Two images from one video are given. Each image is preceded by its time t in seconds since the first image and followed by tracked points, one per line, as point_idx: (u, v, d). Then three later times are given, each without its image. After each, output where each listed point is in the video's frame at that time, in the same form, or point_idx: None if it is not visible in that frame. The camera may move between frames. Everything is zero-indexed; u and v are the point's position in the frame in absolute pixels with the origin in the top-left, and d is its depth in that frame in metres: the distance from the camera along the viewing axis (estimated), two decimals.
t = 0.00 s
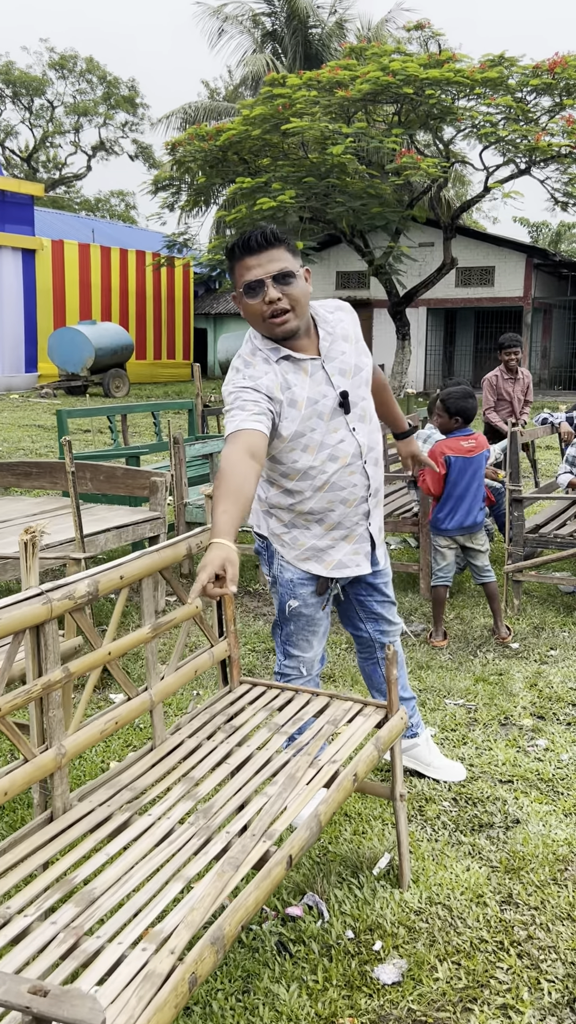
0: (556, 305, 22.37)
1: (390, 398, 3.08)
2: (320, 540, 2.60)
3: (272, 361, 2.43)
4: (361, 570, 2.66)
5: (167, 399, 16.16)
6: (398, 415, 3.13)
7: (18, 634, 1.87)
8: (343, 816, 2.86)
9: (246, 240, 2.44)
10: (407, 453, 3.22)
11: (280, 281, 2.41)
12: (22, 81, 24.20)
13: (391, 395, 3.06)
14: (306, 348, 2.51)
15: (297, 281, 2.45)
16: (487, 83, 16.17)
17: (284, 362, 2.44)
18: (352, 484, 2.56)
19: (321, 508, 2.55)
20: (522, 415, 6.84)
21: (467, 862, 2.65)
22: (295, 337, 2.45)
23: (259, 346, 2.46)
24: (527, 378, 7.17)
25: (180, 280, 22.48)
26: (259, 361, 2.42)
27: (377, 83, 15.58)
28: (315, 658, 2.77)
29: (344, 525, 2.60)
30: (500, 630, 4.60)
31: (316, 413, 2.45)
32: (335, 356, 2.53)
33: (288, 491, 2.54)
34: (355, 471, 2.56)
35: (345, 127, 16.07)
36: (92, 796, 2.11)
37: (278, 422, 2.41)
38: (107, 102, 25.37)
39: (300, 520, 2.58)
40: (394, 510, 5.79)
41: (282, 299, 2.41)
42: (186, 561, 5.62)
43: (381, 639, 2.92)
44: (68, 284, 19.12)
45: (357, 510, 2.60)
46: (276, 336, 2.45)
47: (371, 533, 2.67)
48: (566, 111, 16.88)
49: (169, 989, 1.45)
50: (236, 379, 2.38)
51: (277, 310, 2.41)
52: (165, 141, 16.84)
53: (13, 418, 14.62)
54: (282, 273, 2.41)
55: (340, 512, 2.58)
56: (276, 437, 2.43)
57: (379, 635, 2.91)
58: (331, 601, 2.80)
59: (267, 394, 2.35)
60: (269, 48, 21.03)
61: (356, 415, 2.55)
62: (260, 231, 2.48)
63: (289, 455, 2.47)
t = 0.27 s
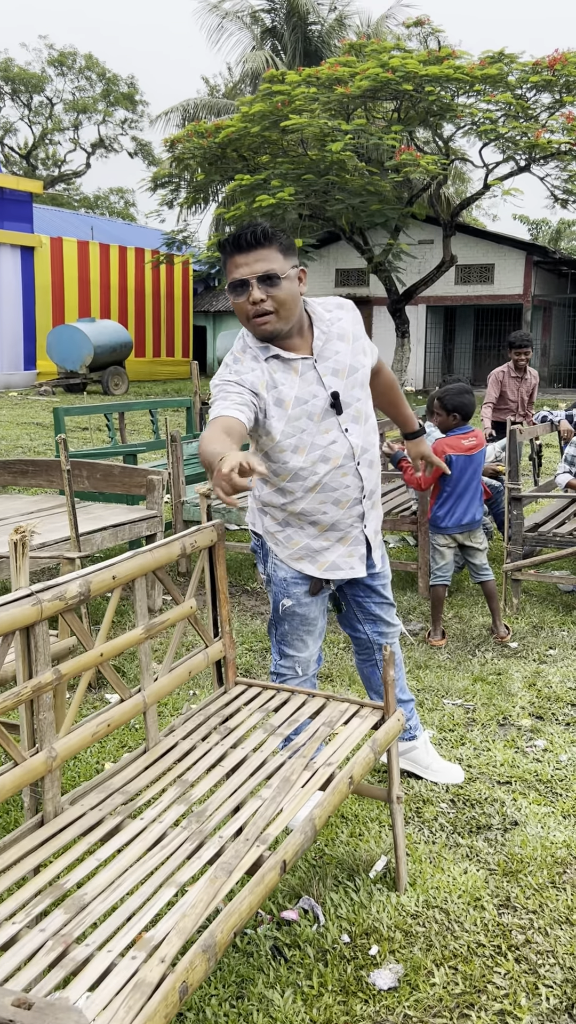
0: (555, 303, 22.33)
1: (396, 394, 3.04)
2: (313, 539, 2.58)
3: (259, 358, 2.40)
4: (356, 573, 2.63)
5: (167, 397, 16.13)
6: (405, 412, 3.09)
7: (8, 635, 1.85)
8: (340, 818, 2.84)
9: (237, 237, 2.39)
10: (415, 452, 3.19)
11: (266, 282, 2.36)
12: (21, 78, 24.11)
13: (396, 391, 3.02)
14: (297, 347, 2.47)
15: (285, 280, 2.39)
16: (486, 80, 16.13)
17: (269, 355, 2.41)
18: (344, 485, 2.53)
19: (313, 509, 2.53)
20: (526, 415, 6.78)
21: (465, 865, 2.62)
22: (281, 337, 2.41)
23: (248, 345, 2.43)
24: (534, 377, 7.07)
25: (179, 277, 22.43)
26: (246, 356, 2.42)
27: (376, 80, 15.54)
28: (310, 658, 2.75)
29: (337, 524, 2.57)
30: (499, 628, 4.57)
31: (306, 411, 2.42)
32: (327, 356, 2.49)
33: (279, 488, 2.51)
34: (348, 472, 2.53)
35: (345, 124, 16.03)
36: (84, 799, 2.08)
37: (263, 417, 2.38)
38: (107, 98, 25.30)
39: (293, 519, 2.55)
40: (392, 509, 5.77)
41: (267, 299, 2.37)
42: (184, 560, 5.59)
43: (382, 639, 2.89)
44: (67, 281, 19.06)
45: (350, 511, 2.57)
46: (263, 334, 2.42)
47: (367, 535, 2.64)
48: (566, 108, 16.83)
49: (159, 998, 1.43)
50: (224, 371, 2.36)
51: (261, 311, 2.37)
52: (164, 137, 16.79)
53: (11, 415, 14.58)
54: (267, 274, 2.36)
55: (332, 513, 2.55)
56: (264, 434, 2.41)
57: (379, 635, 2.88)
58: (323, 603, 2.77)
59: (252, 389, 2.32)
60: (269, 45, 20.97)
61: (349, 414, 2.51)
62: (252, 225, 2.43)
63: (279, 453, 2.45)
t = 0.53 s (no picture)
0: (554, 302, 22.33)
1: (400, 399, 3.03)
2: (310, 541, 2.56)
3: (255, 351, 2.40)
4: (353, 575, 2.61)
5: (165, 396, 16.15)
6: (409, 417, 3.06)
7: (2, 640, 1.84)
8: (337, 821, 2.84)
9: (237, 237, 2.39)
10: (422, 460, 3.16)
11: (263, 283, 2.35)
12: (20, 76, 24.05)
13: (399, 396, 3.00)
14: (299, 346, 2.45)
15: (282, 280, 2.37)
16: (485, 79, 16.11)
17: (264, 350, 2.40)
18: (342, 487, 2.52)
19: (310, 511, 2.52)
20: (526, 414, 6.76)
21: (461, 868, 2.62)
22: (279, 338, 2.40)
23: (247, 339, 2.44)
24: (533, 378, 7.05)
25: (177, 276, 22.40)
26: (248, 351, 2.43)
27: (374, 79, 15.52)
28: (308, 660, 2.73)
29: (334, 526, 2.56)
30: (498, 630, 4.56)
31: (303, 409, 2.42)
32: (327, 358, 2.48)
33: (276, 486, 2.51)
34: (347, 474, 2.52)
35: (343, 123, 16.02)
36: (79, 803, 2.08)
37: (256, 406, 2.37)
38: (105, 97, 25.25)
39: (290, 521, 2.54)
40: (389, 509, 5.77)
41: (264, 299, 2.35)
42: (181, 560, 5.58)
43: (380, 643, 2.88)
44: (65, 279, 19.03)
45: (347, 513, 2.56)
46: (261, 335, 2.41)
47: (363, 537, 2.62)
48: (564, 107, 16.83)
49: (152, 1007, 1.43)
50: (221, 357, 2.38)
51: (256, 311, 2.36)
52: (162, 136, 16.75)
53: (9, 414, 14.55)
54: (264, 276, 2.35)
55: (328, 513, 2.54)
56: (261, 425, 2.40)
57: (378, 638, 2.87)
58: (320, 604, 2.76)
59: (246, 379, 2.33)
60: (267, 43, 20.93)
61: (347, 416, 2.51)
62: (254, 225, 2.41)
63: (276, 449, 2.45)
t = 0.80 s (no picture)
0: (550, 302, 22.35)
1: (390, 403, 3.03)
2: (307, 538, 2.55)
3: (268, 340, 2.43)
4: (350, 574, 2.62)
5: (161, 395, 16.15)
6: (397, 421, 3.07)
7: None
8: (332, 820, 2.85)
9: (260, 224, 2.45)
10: (408, 470, 3.19)
11: (287, 265, 2.41)
12: (16, 75, 24.01)
13: (388, 401, 3.01)
14: (307, 337, 2.49)
15: (305, 268, 2.45)
16: (482, 78, 16.13)
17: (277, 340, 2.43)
18: (343, 483, 2.53)
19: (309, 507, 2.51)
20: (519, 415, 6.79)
21: (455, 866, 2.62)
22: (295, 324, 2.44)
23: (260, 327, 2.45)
24: (524, 379, 7.06)
25: (174, 275, 22.40)
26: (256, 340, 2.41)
27: (371, 78, 15.54)
28: (305, 659, 2.73)
29: (332, 524, 2.56)
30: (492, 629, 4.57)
31: (311, 403, 2.44)
32: (334, 354, 2.51)
33: (277, 484, 2.49)
34: (348, 469, 2.53)
35: (340, 122, 16.03)
36: (73, 802, 2.08)
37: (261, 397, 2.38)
38: (102, 96, 25.23)
39: (285, 519, 2.53)
40: (385, 508, 5.77)
41: (289, 283, 2.41)
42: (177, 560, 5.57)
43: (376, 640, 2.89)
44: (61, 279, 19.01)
45: (346, 510, 2.57)
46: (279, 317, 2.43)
47: (361, 535, 2.63)
48: (561, 107, 16.85)
49: (146, 1002, 1.44)
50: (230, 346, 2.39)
51: (282, 290, 2.39)
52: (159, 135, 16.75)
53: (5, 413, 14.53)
54: (290, 258, 2.41)
55: (329, 510, 2.54)
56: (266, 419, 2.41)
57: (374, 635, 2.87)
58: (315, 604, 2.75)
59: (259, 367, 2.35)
60: (264, 43, 20.93)
61: (350, 410, 2.54)
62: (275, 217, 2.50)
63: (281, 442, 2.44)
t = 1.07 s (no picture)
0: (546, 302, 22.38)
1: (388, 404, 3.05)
2: (300, 536, 2.55)
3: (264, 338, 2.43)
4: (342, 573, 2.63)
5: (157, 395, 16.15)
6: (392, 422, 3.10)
7: None
8: (326, 817, 2.86)
9: (260, 224, 2.45)
10: (405, 473, 3.18)
11: (285, 266, 2.43)
12: (12, 74, 23.98)
13: (386, 402, 3.02)
14: (304, 336, 2.51)
15: (303, 269, 2.46)
16: (477, 79, 16.16)
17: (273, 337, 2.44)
18: (335, 483, 2.54)
19: (303, 505, 2.51)
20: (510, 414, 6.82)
21: (449, 863, 2.63)
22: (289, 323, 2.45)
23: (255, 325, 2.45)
24: (515, 380, 7.07)
25: (170, 275, 22.39)
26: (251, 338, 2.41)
27: (366, 78, 15.56)
28: (297, 656, 2.75)
29: (324, 524, 2.56)
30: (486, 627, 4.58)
31: (304, 403, 2.45)
32: (328, 355, 2.52)
33: (270, 485, 2.50)
34: (340, 470, 2.54)
35: (335, 122, 16.04)
36: (66, 800, 2.08)
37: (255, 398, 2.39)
38: (98, 96, 25.21)
39: (278, 516, 2.54)
40: (380, 508, 5.78)
41: (285, 283, 2.42)
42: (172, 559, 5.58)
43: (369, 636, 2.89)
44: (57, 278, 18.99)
45: (338, 509, 2.57)
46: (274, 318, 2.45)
47: (354, 536, 2.64)
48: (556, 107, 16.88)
49: (137, 998, 1.44)
50: (227, 344, 2.41)
51: (276, 291, 2.41)
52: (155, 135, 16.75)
53: None
54: (289, 258, 2.42)
55: (321, 509, 2.54)
56: (261, 417, 2.42)
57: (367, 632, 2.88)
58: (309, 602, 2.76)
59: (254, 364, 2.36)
60: (260, 43, 20.93)
61: (342, 410, 2.53)
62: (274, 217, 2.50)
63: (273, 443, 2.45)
